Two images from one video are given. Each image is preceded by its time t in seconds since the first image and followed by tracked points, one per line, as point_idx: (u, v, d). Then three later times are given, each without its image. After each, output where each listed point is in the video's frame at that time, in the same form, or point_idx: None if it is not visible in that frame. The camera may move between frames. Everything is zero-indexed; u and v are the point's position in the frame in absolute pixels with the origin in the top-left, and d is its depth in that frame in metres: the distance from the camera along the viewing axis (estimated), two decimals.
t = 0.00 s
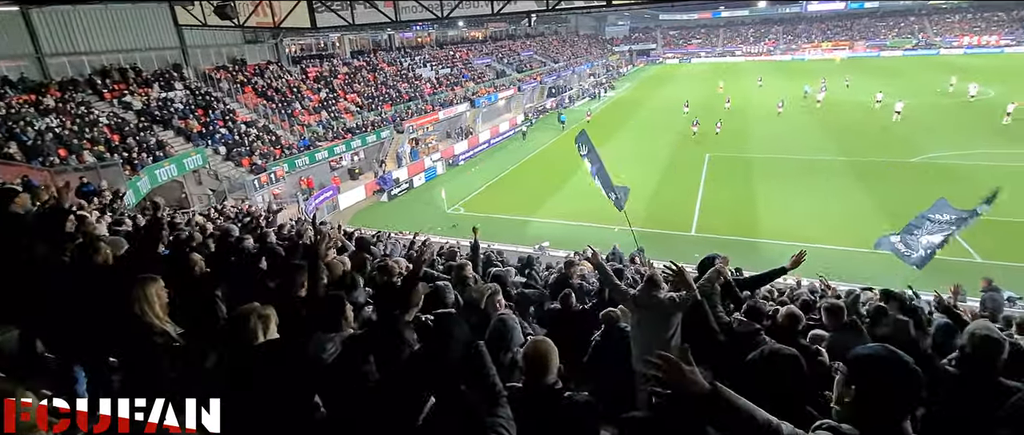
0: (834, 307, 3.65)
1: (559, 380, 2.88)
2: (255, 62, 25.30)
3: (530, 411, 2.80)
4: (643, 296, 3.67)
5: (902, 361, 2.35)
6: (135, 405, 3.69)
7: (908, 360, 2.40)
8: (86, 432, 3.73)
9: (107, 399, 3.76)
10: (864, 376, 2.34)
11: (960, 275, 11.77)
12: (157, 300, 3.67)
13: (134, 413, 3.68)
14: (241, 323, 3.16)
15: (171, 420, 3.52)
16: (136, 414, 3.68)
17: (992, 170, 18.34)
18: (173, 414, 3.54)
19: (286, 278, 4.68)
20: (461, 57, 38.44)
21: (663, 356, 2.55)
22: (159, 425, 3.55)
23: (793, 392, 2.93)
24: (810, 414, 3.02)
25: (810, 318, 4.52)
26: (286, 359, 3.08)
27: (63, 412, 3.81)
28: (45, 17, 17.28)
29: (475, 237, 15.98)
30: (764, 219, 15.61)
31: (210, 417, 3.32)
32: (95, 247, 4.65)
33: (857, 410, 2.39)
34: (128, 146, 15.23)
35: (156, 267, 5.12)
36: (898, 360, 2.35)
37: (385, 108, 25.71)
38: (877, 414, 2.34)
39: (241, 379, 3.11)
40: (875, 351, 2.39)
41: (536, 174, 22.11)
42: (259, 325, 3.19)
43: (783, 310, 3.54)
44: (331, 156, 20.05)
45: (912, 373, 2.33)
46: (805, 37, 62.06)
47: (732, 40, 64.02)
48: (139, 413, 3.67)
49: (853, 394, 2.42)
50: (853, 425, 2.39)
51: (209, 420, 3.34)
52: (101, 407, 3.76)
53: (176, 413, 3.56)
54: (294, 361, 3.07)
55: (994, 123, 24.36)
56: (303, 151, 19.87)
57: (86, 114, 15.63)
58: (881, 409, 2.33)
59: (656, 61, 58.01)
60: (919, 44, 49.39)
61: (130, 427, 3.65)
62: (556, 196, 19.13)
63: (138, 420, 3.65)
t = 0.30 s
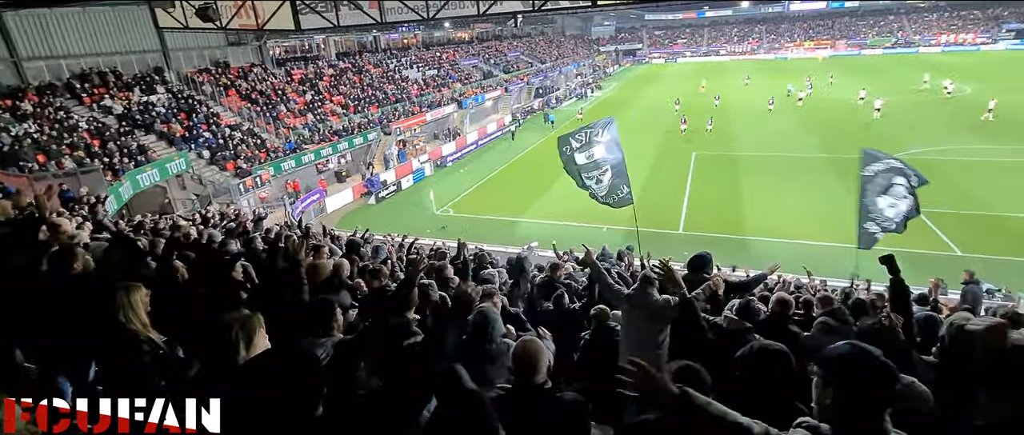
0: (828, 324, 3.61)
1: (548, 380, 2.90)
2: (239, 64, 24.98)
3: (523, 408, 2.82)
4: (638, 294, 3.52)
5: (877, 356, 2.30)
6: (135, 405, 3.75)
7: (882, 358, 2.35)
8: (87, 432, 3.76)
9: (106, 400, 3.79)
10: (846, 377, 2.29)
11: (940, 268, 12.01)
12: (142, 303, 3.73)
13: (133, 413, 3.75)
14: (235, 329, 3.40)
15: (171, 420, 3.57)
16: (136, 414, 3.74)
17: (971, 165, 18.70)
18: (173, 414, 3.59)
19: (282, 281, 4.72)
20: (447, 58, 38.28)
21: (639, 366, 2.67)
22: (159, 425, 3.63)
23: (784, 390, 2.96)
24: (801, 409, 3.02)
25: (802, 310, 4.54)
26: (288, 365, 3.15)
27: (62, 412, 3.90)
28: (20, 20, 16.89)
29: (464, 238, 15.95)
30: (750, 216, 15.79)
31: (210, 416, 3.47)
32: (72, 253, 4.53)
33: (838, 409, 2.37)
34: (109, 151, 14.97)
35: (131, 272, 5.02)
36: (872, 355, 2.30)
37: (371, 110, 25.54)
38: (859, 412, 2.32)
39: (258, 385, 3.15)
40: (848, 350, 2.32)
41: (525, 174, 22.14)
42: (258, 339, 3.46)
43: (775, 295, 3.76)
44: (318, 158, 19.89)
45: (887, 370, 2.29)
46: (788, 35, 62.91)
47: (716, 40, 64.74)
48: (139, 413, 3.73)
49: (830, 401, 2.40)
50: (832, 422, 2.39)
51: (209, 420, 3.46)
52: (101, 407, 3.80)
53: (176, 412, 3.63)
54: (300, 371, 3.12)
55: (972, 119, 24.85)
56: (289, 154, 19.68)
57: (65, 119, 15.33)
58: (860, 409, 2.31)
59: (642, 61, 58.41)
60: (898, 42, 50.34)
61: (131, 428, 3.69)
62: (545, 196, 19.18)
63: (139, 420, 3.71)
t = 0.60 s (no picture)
0: (804, 314, 3.53)
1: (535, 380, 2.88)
2: (219, 65, 24.57)
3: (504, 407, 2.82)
4: (624, 293, 3.61)
5: (833, 353, 2.29)
6: (135, 405, 3.56)
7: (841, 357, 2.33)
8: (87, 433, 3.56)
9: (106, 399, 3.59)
10: (801, 376, 2.25)
11: (919, 264, 12.27)
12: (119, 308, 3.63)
13: (134, 413, 3.55)
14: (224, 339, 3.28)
15: (170, 420, 3.47)
16: (136, 414, 3.55)
17: (946, 163, 19.17)
18: (173, 414, 3.48)
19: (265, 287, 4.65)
20: (432, 58, 38.09)
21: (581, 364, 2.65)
22: (159, 425, 3.48)
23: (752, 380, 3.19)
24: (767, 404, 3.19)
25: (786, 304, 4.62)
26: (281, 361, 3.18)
27: (62, 412, 3.64)
28: None
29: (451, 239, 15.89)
30: (734, 214, 15.98)
31: (211, 416, 3.41)
32: (45, 257, 4.38)
33: (791, 406, 2.30)
34: (85, 154, 14.56)
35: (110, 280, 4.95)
36: (826, 353, 2.28)
37: (355, 111, 25.36)
38: (810, 409, 2.26)
39: (257, 380, 3.19)
40: (801, 348, 2.30)
41: (511, 174, 22.14)
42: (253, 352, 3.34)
43: (761, 296, 3.90)
44: (301, 160, 19.69)
45: (842, 367, 2.27)
46: (768, 36, 63.97)
47: (699, 40, 65.50)
48: (139, 413, 3.54)
49: (783, 401, 2.33)
50: (782, 418, 2.34)
51: (209, 420, 3.42)
52: (101, 407, 3.60)
53: (176, 412, 3.51)
54: (292, 370, 3.14)
55: (945, 119, 25.51)
56: (271, 156, 19.41)
57: (39, 120, 14.88)
58: (811, 408, 2.26)
59: (626, 61, 58.81)
60: (875, 43, 51.49)
61: (131, 428, 3.51)
62: (531, 196, 19.19)
63: (138, 420, 3.53)
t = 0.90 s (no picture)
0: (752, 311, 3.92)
1: (519, 378, 2.92)
2: (196, 64, 24.06)
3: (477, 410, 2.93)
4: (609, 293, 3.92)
5: (761, 348, 2.40)
6: (134, 404, 3.53)
7: (769, 348, 2.45)
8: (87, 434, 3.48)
9: (105, 399, 3.45)
10: (732, 374, 2.38)
11: (893, 259, 12.61)
12: (94, 314, 3.58)
13: (133, 413, 3.53)
14: (199, 351, 2.95)
15: (171, 420, 3.37)
16: (136, 414, 3.53)
17: (917, 162, 19.71)
18: (174, 414, 3.35)
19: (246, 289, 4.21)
20: (414, 58, 37.87)
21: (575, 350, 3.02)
22: (159, 425, 3.47)
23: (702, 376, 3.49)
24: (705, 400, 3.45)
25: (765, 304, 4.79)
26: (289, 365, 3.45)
27: (62, 412, 3.53)
28: None
29: (435, 240, 15.84)
30: (714, 212, 16.24)
31: (212, 417, 3.13)
32: (14, 262, 4.40)
33: (727, 402, 2.41)
34: (56, 156, 14.12)
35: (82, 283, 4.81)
36: (751, 347, 2.39)
37: (337, 111, 25.15)
38: (740, 410, 2.39)
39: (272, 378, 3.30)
40: (734, 345, 2.42)
41: (495, 175, 22.15)
42: (231, 367, 3.07)
43: (744, 305, 3.98)
44: (281, 161, 19.35)
45: (771, 359, 2.39)
46: (747, 37, 65.04)
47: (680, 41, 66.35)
48: (139, 413, 3.52)
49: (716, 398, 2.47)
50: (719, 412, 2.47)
51: (210, 419, 3.13)
52: (100, 407, 3.46)
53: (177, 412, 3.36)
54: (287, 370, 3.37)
55: (916, 118, 26.24)
56: (251, 157, 19.10)
57: (6, 122, 14.38)
58: (744, 406, 2.39)
59: (608, 62, 59.29)
60: (849, 45, 52.75)
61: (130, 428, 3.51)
62: (515, 196, 19.23)
63: (139, 420, 3.52)
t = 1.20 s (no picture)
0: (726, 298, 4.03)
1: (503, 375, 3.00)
2: (169, 63, 23.45)
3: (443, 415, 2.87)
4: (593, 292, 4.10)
5: (721, 347, 2.59)
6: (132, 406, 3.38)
7: (730, 349, 2.61)
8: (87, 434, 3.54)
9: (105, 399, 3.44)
10: (696, 374, 2.53)
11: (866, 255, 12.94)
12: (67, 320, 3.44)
13: (130, 414, 3.40)
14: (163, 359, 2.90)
15: (170, 420, 3.08)
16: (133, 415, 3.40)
17: (889, 161, 20.26)
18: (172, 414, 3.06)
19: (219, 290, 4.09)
20: (395, 58, 37.54)
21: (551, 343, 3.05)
22: (159, 425, 3.16)
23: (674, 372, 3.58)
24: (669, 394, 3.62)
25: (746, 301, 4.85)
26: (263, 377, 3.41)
27: (63, 412, 3.54)
28: None
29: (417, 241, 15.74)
30: (694, 211, 16.48)
31: (211, 416, 3.25)
32: None
33: (687, 400, 2.57)
34: (22, 157, 13.61)
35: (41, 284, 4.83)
36: (710, 348, 2.57)
37: (317, 111, 24.84)
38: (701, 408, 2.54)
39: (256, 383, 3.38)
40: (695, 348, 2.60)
41: (478, 175, 22.12)
42: (195, 372, 2.97)
43: (718, 293, 4.07)
44: (259, 162, 18.99)
45: (731, 360, 2.55)
46: (725, 39, 66.04)
47: (660, 42, 67.09)
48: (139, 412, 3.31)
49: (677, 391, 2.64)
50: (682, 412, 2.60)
51: (210, 420, 3.26)
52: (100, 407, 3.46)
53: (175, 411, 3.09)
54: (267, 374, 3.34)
55: (887, 118, 26.98)
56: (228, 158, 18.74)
57: None
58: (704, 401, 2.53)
59: (590, 62, 59.64)
60: (824, 47, 53.98)
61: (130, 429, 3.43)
62: (498, 196, 19.21)
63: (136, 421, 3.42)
